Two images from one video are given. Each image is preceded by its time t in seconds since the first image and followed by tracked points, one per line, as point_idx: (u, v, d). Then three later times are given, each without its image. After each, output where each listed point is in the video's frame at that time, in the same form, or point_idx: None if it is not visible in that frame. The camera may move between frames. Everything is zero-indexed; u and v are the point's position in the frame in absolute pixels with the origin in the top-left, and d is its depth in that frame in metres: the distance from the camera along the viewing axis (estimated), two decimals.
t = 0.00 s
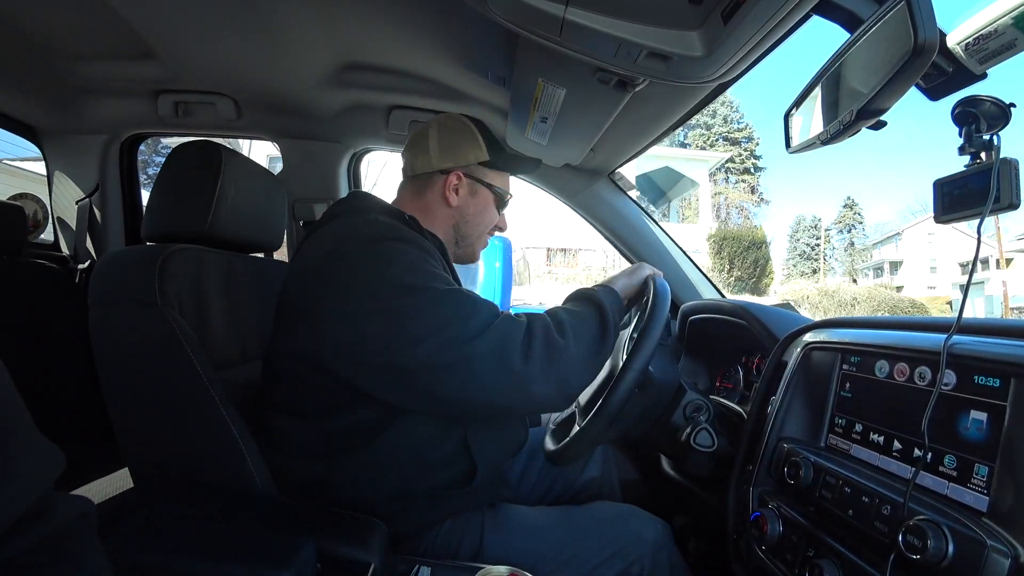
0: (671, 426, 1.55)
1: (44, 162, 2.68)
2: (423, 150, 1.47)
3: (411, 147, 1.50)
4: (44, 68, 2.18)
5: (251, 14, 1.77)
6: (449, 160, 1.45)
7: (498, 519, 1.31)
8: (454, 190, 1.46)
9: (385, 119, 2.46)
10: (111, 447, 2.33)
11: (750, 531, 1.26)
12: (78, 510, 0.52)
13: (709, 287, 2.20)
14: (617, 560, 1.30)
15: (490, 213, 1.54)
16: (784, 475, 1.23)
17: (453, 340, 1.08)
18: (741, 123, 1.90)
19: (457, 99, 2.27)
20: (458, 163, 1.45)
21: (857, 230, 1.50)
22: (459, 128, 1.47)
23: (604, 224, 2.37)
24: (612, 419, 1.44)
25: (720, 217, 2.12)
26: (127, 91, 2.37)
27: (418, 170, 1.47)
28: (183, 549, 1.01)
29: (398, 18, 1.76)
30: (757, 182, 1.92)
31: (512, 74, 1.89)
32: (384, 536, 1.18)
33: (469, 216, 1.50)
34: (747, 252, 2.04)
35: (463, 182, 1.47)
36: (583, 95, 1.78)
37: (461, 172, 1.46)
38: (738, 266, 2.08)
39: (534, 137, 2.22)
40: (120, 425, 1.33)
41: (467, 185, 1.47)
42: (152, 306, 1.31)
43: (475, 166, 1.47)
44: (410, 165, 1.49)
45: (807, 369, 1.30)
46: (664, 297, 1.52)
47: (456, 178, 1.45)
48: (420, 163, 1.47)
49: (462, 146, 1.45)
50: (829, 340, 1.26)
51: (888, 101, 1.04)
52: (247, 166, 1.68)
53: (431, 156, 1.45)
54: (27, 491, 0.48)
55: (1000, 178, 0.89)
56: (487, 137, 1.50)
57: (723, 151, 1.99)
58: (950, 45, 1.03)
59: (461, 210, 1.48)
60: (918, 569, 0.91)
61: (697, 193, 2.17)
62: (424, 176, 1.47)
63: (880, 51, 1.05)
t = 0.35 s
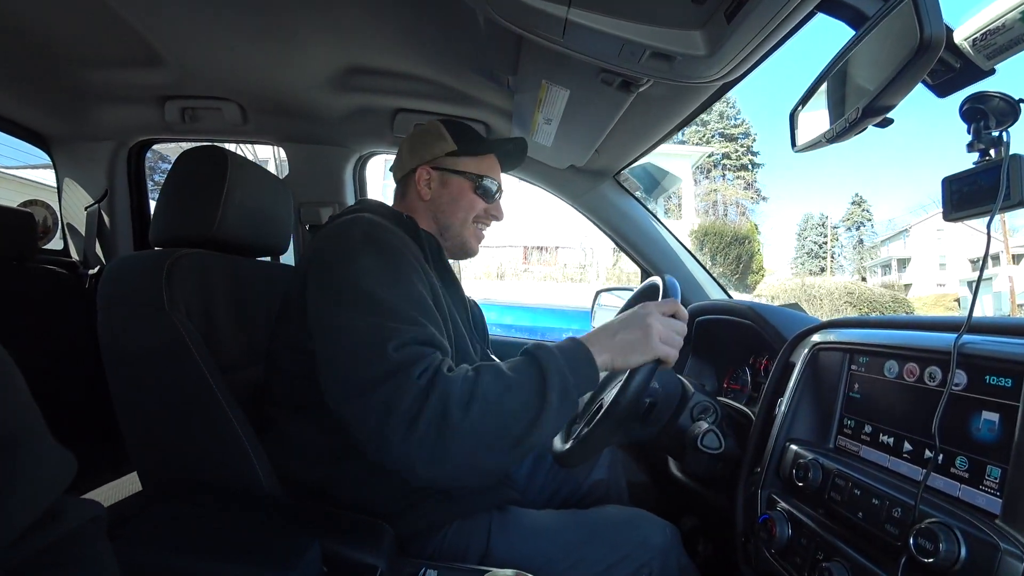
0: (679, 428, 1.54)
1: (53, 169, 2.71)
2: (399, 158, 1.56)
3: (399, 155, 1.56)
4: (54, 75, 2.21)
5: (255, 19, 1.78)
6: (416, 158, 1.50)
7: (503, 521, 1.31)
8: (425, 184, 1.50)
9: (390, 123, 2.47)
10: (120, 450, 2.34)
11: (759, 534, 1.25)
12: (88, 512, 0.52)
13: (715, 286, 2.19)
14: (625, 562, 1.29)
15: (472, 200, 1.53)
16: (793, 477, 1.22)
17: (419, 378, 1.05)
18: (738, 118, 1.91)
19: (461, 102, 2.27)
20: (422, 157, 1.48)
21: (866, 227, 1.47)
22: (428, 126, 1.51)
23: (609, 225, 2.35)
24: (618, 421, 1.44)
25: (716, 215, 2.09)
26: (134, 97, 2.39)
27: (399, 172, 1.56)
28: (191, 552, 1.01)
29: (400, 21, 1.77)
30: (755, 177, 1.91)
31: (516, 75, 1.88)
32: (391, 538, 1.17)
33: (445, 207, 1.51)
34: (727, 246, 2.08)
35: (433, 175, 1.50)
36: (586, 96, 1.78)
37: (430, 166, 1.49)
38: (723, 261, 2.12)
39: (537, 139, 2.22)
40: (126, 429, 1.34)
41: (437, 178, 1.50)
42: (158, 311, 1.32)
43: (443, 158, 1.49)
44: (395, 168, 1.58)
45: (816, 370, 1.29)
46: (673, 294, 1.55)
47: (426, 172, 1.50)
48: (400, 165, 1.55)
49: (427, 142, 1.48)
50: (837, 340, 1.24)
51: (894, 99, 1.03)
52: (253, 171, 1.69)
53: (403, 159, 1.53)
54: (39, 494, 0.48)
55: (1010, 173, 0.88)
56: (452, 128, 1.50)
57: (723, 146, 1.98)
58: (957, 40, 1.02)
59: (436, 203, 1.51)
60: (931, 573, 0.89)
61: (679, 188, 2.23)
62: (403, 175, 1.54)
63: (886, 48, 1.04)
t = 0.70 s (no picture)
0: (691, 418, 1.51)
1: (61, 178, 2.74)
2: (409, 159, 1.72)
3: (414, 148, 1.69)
4: (59, 84, 2.22)
5: (248, 18, 1.77)
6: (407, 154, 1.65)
7: (510, 516, 1.29)
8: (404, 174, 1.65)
9: (390, 118, 2.44)
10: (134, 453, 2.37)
11: (774, 525, 1.21)
12: (75, 520, 0.51)
13: (724, 272, 2.16)
14: (637, 556, 1.27)
15: (441, 185, 1.59)
16: (808, 467, 1.17)
17: (389, 404, 1.03)
18: (724, 105, 1.92)
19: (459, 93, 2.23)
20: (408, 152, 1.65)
21: (867, 211, 1.45)
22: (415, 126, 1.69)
23: (615, 213, 2.30)
24: (627, 414, 1.40)
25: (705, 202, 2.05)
26: (137, 103, 2.40)
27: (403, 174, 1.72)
28: (195, 556, 1.01)
29: (393, 14, 1.74)
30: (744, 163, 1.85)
31: (513, 63, 1.85)
32: (396, 536, 1.16)
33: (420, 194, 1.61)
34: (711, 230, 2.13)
35: (409, 166, 1.64)
36: (586, 82, 1.74)
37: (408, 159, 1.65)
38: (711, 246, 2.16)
39: (539, 128, 2.18)
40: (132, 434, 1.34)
41: (412, 168, 1.63)
42: (159, 316, 1.32)
43: (415, 149, 1.63)
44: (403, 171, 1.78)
45: (830, 355, 1.24)
46: (682, 282, 1.52)
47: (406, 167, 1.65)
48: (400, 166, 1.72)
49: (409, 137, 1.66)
50: (850, 324, 1.20)
51: (905, 67, 0.97)
52: (251, 171, 1.68)
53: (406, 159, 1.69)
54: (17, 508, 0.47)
55: None
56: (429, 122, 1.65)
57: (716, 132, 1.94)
58: (971, 3, 0.96)
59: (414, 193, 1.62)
60: (955, 565, 0.85)
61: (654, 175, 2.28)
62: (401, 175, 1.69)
63: (895, 14, 0.99)
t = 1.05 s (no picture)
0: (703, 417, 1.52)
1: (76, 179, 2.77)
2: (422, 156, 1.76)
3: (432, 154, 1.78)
4: (75, 85, 2.25)
5: (263, 21, 1.79)
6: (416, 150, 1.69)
7: (525, 515, 1.31)
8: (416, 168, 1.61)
9: (401, 120, 2.47)
10: (150, 451, 2.40)
11: (786, 524, 1.23)
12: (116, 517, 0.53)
13: (736, 272, 2.17)
14: (651, 555, 1.28)
15: (455, 175, 1.59)
16: (819, 466, 1.19)
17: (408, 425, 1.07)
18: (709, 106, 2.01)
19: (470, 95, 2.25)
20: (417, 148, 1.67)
21: (858, 211, 1.53)
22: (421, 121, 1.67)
23: (625, 213, 2.32)
24: (641, 412, 1.42)
25: (689, 202, 2.23)
26: (151, 105, 2.43)
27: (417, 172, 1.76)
28: (218, 552, 1.03)
29: (407, 16, 1.76)
30: (729, 163, 2.03)
31: (526, 65, 1.86)
32: (414, 535, 1.18)
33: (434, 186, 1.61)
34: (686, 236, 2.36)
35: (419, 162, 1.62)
36: (598, 83, 1.75)
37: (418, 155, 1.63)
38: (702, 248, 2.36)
39: (550, 129, 2.20)
40: (153, 432, 1.37)
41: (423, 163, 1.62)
42: (180, 316, 1.34)
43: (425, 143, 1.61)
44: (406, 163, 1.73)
45: (842, 355, 1.26)
46: (693, 284, 1.54)
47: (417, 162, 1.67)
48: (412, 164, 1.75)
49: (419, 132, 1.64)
50: (863, 325, 1.21)
51: (919, 71, 0.98)
52: (267, 173, 1.70)
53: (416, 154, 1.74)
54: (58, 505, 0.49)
55: None
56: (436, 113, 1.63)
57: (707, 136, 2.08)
58: (984, 7, 0.97)
59: (427, 185, 1.63)
60: (967, 564, 0.86)
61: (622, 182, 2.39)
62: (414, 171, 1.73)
63: (907, 19, 0.99)
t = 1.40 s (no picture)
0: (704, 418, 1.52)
1: (80, 175, 2.76)
2: (432, 143, 1.45)
3: (413, 141, 1.51)
4: (81, 81, 2.25)
5: (269, 19, 1.79)
6: (459, 149, 1.43)
7: (526, 515, 1.31)
8: (470, 178, 1.46)
9: (405, 118, 2.47)
10: (152, 447, 2.41)
11: (786, 525, 1.23)
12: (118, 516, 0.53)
13: (737, 275, 2.17)
14: (652, 556, 1.29)
15: (513, 190, 1.53)
16: (820, 467, 1.19)
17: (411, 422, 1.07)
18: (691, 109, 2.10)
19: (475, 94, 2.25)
20: (470, 149, 1.43)
21: (844, 218, 1.62)
22: (463, 111, 1.44)
23: (627, 213, 2.31)
24: (643, 412, 1.42)
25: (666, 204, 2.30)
26: (156, 102, 2.43)
27: (430, 167, 1.46)
28: (222, 549, 1.04)
29: (413, 14, 1.75)
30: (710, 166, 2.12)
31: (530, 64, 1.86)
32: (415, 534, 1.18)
33: (495, 200, 1.50)
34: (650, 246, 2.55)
35: (477, 169, 1.46)
36: (602, 83, 1.75)
37: (474, 158, 1.45)
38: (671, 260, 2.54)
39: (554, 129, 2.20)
40: (157, 429, 1.37)
41: (482, 171, 1.47)
42: (184, 312, 1.34)
43: (486, 149, 1.46)
44: (416, 155, 1.46)
45: (843, 357, 1.26)
46: (696, 284, 1.54)
47: (471, 166, 1.44)
48: (431, 158, 1.44)
49: (473, 130, 1.43)
50: (865, 327, 1.21)
51: (924, 74, 0.98)
52: (271, 170, 1.70)
53: (439, 144, 1.43)
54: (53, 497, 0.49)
55: None
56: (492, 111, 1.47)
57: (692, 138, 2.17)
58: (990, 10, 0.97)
59: (483, 197, 1.48)
60: (967, 566, 0.86)
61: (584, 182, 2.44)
62: (434, 168, 1.45)
63: (913, 21, 0.99)
